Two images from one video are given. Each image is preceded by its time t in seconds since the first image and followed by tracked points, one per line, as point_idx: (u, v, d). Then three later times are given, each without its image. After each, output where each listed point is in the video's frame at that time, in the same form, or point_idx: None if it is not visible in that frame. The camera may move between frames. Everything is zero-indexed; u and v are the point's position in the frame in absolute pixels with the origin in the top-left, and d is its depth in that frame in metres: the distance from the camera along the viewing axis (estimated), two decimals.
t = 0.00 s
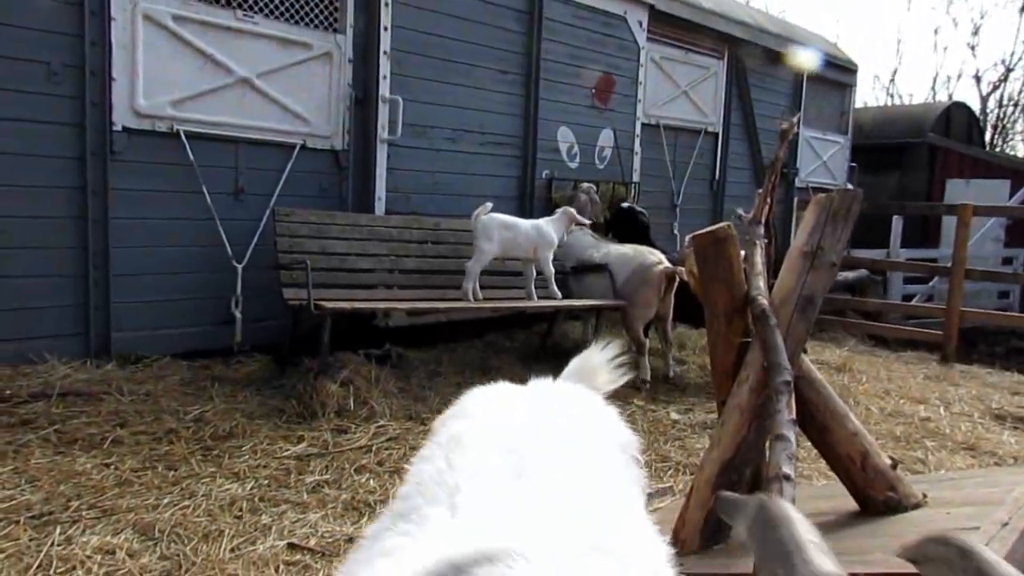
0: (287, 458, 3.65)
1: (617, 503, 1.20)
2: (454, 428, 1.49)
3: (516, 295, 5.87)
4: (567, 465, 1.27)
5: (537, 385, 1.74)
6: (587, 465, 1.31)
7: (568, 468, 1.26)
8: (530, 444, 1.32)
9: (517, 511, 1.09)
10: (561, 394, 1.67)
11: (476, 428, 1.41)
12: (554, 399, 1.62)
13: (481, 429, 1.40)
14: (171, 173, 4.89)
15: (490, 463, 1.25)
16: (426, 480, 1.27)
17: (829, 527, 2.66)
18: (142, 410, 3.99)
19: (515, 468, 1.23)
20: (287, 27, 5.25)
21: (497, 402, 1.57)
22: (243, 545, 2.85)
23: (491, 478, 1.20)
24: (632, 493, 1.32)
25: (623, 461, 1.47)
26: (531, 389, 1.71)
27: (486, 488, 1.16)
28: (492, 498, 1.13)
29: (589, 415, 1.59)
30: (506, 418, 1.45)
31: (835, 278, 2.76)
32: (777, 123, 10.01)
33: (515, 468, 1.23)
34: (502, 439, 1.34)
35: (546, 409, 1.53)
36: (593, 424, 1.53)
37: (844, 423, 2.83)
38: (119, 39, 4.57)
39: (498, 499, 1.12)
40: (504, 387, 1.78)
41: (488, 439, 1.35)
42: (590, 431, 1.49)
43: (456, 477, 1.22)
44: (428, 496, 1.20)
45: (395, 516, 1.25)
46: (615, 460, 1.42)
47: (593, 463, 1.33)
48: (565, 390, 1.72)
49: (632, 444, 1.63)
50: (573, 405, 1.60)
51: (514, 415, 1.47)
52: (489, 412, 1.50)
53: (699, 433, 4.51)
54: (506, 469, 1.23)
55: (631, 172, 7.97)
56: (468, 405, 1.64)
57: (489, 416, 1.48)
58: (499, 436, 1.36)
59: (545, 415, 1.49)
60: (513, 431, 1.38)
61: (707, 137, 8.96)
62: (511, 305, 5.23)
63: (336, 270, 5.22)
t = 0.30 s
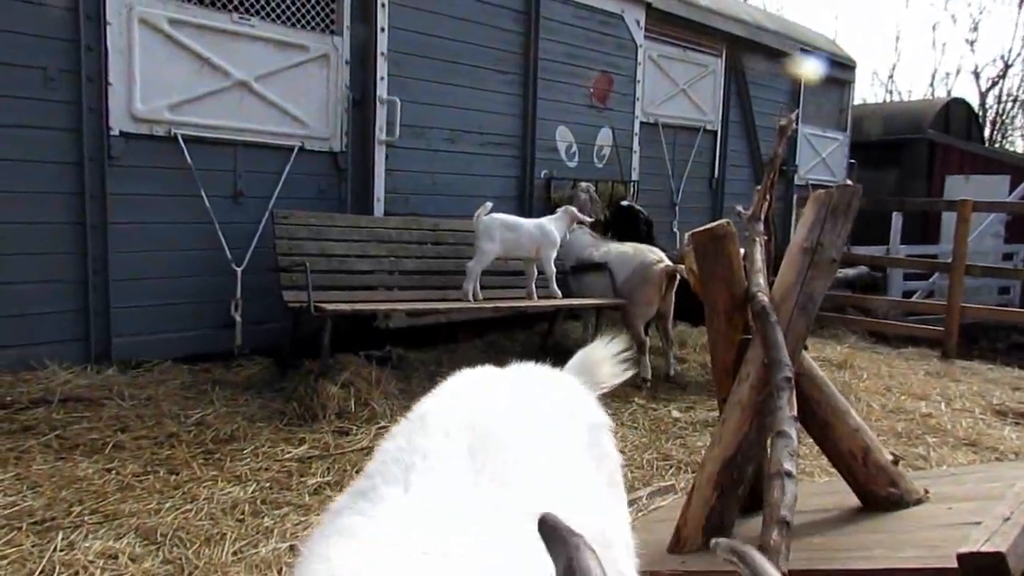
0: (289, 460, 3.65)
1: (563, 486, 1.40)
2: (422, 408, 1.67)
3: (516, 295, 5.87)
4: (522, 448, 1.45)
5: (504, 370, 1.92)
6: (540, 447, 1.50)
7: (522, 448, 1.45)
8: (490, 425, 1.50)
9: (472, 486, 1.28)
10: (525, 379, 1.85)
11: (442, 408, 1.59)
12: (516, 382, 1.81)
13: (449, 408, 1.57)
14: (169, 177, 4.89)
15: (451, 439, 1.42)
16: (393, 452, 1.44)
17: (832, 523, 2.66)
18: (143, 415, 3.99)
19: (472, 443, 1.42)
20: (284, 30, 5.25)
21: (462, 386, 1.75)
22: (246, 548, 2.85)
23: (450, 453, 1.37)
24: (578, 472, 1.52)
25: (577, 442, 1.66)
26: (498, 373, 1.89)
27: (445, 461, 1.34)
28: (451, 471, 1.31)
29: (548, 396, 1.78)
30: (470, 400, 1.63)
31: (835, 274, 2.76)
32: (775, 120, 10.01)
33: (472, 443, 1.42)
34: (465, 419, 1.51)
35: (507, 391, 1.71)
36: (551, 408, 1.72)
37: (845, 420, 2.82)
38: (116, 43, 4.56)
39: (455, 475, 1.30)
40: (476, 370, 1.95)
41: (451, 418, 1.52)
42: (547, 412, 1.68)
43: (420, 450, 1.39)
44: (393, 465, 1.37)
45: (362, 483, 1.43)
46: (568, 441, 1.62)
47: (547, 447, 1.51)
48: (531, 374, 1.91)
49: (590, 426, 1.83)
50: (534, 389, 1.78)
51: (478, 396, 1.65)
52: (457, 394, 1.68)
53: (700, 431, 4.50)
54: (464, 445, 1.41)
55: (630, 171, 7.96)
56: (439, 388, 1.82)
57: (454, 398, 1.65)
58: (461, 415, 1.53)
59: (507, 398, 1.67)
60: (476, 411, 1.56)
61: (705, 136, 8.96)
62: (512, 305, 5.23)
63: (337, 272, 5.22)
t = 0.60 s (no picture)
0: (288, 458, 3.65)
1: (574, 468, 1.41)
2: (425, 386, 1.64)
3: (516, 293, 5.87)
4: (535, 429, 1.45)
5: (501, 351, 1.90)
6: (549, 428, 1.50)
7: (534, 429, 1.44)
8: (500, 403, 1.49)
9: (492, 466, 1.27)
10: (524, 360, 1.83)
11: (448, 386, 1.57)
12: (517, 363, 1.79)
13: (457, 386, 1.55)
14: (166, 175, 4.88)
15: (464, 417, 1.41)
16: (406, 430, 1.42)
17: (831, 519, 2.66)
18: (143, 413, 3.99)
19: (485, 421, 1.40)
20: (282, 28, 5.24)
21: (463, 365, 1.73)
22: (245, 546, 2.85)
23: (467, 431, 1.36)
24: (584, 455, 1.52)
25: (580, 424, 1.66)
26: (496, 354, 1.86)
27: (463, 440, 1.32)
28: (470, 451, 1.29)
29: (547, 376, 1.77)
30: (475, 377, 1.61)
31: (834, 271, 2.76)
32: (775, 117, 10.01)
33: (485, 421, 1.40)
34: (475, 396, 1.50)
35: (510, 370, 1.70)
36: (552, 388, 1.71)
37: (845, 416, 2.82)
38: (114, 42, 4.56)
39: (475, 456, 1.29)
40: (469, 355, 1.91)
41: (461, 395, 1.50)
42: (548, 392, 1.68)
43: (434, 428, 1.37)
44: (408, 444, 1.35)
45: (375, 463, 1.40)
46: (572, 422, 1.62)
47: (551, 429, 1.49)
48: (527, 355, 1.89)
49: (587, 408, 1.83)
50: (533, 370, 1.77)
51: (483, 375, 1.63)
52: (460, 373, 1.66)
53: (699, 428, 4.51)
54: (478, 423, 1.39)
55: (629, 168, 7.96)
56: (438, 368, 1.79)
57: (458, 376, 1.63)
58: (470, 393, 1.51)
59: (511, 377, 1.66)
60: (484, 389, 1.54)
61: (705, 133, 8.95)
62: (512, 303, 5.23)
63: (336, 270, 5.22)
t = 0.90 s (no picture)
0: (282, 451, 3.65)
1: (596, 457, 1.49)
2: (451, 374, 1.71)
3: (513, 291, 5.87)
4: (560, 419, 1.53)
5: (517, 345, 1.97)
6: (572, 419, 1.57)
7: (559, 419, 1.52)
8: (526, 393, 1.56)
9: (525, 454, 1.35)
10: (540, 352, 1.90)
11: (475, 374, 1.64)
12: (534, 355, 1.86)
13: (481, 380, 1.59)
14: (164, 165, 4.87)
15: (495, 405, 1.48)
16: (438, 416, 1.49)
17: (824, 523, 2.66)
18: (137, 403, 3.99)
19: (515, 409, 1.48)
20: (285, 20, 5.23)
21: (484, 355, 1.80)
22: (237, 538, 2.85)
23: (499, 419, 1.43)
24: (604, 444, 1.60)
25: (598, 415, 1.74)
26: (512, 347, 1.93)
27: (497, 427, 1.40)
28: (504, 438, 1.37)
29: (564, 368, 1.85)
30: (500, 367, 1.68)
31: (831, 275, 2.76)
32: (775, 121, 10.01)
33: (514, 409, 1.48)
34: (502, 386, 1.57)
35: (530, 361, 1.78)
36: (569, 379, 1.79)
37: (838, 420, 2.83)
38: (116, 30, 4.55)
39: (510, 443, 1.36)
40: (480, 345, 1.97)
41: (489, 384, 1.57)
42: (567, 384, 1.75)
43: (468, 414, 1.44)
44: (444, 428, 1.42)
45: (410, 448, 1.47)
46: (590, 413, 1.70)
47: (569, 421, 1.55)
48: (541, 348, 1.97)
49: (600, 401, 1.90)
50: (550, 361, 1.85)
51: (507, 365, 1.70)
52: (483, 362, 1.73)
53: (694, 430, 4.51)
54: (508, 411, 1.47)
55: (629, 169, 7.96)
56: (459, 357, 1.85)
57: (483, 366, 1.70)
58: (497, 382, 1.59)
59: (528, 369, 1.71)
60: (510, 379, 1.61)
61: (705, 135, 8.96)
62: (509, 301, 5.23)
63: (335, 264, 5.22)
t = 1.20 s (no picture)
0: (267, 457, 3.63)
1: (595, 460, 1.50)
2: (460, 376, 1.72)
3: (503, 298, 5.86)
4: (567, 426, 1.54)
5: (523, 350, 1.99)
6: (577, 425, 1.59)
7: (563, 424, 1.53)
8: (534, 399, 1.57)
9: (535, 460, 1.36)
10: (546, 358, 1.92)
11: (484, 378, 1.65)
12: (539, 361, 1.88)
13: (489, 384, 1.61)
14: (152, 167, 4.84)
15: (505, 409, 1.49)
16: (448, 416, 1.50)
17: (809, 533, 2.66)
18: (121, 407, 3.96)
19: (524, 414, 1.49)
20: (278, 22, 5.22)
21: (491, 360, 1.81)
22: (221, 546, 2.83)
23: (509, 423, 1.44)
24: (607, 452, 1.62)
25: (599, 421, 1.76)
26: (519, 352, 1.95)
27: (507, 431, 1.41)
28: (515, 443, 1.38)
29: (568, 376, 1.86)
30: (508, 373, 1.70)
31: (817, 285, 2.77)
32: (765, 130, 10.07)
33: (523, 414, 1.49)
34: (510, 391, 1.58)
35: (536, 367, 1.79)
36: (573, 386, 1.81)
37: (824, 430, 2.83)
38: (108, 29, 4.53)
39: (520, 447, 1.37)
40: (486, 350, 1.99)
41: (498, 389, 1.58)
42: (572, 391, 1.77)
43: (478, 417, 1.45)
44: (454, 429, 1.43)
45: (421, 444, 1.48)
46: (594, 421, 1.72)
47: (574, 427, 1.56)
48: (546, 354, 1.98)
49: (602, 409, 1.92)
50: (555, 368, 1.86)
51: (514, 372, 1.72)
52: (491, 367, 1.74)
53: (681, 438, 4.52)
54: (517, 416, 1.48)
55: (619, 177, 7.98)
56: (466, 360, 1.87)
57: (491, 370, 1.72)
58: (507, 387, 1.60)
59: (531, 374, 1.72)
60: (518, 385, 1.63)
61: (695, 143, 8.99)
62: (498, 307, 5.23)
63: (323, 269, 5.20)
